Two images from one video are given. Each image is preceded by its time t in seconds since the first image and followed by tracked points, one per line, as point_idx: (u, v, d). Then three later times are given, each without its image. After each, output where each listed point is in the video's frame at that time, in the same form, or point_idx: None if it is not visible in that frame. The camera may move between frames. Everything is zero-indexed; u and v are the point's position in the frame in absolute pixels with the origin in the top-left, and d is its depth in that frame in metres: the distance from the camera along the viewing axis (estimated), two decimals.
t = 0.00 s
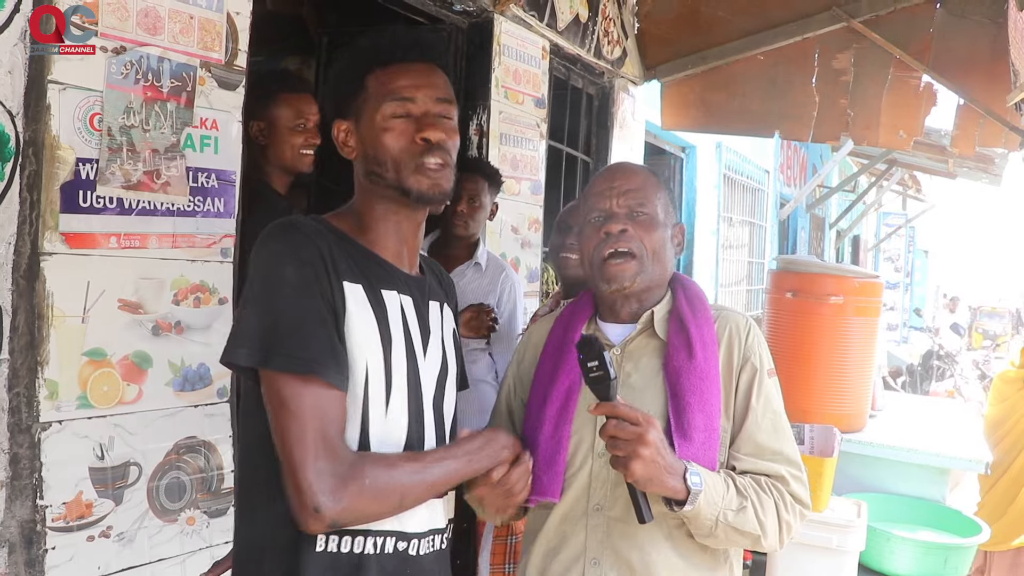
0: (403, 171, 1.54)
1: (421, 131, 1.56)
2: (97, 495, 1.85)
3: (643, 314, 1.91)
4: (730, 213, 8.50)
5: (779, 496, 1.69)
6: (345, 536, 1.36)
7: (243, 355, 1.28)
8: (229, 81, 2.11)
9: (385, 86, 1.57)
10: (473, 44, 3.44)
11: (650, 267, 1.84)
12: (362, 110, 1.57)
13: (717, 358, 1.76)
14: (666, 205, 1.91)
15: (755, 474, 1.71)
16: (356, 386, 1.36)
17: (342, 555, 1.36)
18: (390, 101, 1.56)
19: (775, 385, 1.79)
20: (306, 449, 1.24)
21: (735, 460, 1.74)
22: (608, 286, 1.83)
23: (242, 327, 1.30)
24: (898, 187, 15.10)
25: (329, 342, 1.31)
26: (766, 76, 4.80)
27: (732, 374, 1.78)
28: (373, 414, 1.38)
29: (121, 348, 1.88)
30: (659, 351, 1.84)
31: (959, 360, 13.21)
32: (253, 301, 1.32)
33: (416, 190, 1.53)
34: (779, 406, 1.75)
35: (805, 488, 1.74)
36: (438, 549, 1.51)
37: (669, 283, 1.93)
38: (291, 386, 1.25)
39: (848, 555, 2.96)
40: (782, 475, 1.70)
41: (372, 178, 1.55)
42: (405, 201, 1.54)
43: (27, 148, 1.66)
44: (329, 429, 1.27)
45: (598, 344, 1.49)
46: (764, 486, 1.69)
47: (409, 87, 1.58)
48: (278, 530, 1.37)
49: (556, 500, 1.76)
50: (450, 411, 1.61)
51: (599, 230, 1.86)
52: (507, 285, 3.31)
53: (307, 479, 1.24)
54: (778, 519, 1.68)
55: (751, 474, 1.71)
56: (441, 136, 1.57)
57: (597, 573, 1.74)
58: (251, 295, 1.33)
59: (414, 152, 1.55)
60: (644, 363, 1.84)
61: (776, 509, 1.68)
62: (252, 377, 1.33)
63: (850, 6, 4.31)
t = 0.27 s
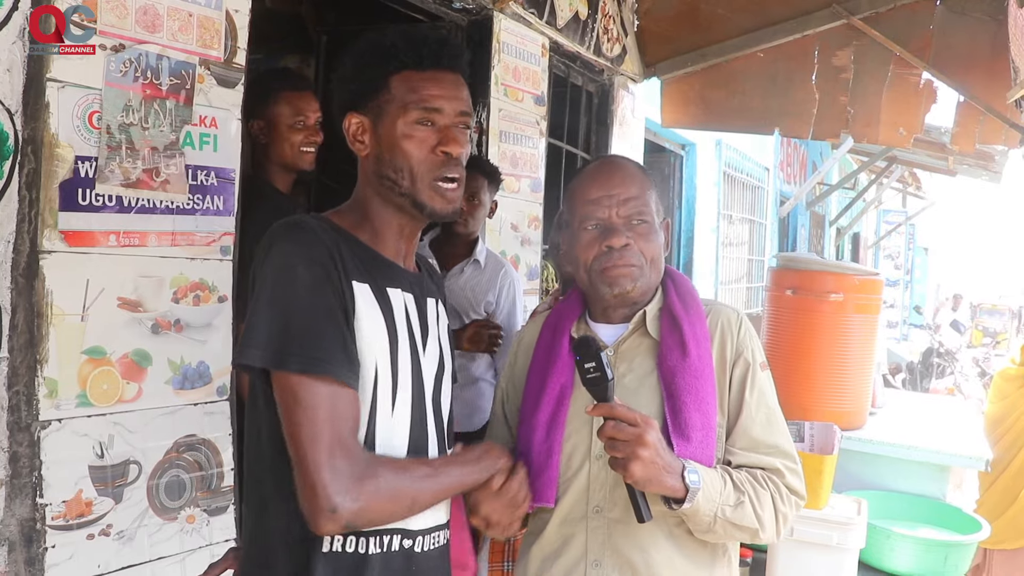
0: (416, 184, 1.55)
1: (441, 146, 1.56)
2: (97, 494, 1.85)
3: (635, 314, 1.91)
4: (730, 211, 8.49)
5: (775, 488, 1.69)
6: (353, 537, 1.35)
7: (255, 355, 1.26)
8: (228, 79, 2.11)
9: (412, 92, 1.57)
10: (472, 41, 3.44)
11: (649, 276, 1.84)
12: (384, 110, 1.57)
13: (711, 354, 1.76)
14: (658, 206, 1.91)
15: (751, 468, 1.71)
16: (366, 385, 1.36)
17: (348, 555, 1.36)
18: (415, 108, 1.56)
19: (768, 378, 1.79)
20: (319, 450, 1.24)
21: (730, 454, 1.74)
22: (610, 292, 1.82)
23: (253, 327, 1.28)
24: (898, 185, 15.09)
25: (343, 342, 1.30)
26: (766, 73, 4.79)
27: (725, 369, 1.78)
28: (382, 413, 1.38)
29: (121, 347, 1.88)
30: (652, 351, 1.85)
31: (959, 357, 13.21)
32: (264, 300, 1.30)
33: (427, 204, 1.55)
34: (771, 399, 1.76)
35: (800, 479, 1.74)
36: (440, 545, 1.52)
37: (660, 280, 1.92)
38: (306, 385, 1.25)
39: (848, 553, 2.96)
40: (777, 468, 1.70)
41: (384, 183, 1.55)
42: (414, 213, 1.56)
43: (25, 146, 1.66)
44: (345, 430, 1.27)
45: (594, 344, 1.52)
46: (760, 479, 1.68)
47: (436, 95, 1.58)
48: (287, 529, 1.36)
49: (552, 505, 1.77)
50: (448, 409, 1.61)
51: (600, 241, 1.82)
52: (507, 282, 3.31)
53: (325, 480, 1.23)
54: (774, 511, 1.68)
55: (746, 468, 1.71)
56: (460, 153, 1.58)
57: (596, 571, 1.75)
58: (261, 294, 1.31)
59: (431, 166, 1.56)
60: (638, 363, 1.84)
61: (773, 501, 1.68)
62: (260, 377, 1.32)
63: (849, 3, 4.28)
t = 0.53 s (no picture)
0: (414, 174, 1.55)
1: (437, 136, 1.57)
2: (98, 495, 1.85)
3: (630, 317, 1.90)
4: (730, 212, 8.49)
5: (773, 485, 1.69)
6: (352, 535, 1.36)
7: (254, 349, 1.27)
8: (229, 80, 2.11)
9: (408, 89, 1.60)
10: (473, 43, 3.44)
11: (643, 276, 1.84)
12: (382, 110, 1.59)
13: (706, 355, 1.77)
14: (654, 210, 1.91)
15: (749, 466, 1.71)
16: (365, 385, 1.36)
17: (347, 553, 1.36)
18: (410, 103, 1.59)
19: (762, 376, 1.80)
20: (297, 450, 1.23)
21: (727, 453, 1.74)
22: (603, 294, 1.82)
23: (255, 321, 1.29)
24: (899, 186, 15.08)
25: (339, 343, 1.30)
26: (766, 75, 4.79)
27: (720, 369, 1.78)
28: (383, 412, 1.39)
29: (121, 348, 1.88)
30: (647, 353, 1.84)
31: (960, 359, 13.20)
32: (267, 295, 1.31)
33: (426, 194, 1.55)
34: (766, 397, 1.77)
35: (797, 474, 1.75)
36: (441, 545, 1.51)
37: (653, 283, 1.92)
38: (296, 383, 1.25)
39: (849, 554, 2.95)
40: (775, 465, 1.71)
41: (384, 179, 1.56)
42: (415, 204, 1.55)
43: (26, 148, 1.66)
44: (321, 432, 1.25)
45: (592, 352, 1.52)
46: (758, 477, 1.68)
47: (430, 90, 1.60)
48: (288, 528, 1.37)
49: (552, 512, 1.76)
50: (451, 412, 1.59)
51: (596, 243, 1.82)
52: (507, 284, 3.32)
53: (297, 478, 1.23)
54: (774, 508, 1.69)
55: (744, 467, 1.71)
56: (457, 142, 1.58)
57: None
58: (265, 289, 1.32)
59: (428, 156, 1.56)
60: (633, 365, 1.84)
61: (772, 499, 1.68)
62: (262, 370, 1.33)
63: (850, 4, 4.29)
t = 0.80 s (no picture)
0: (414, 172, 1.55)
1: (442, 138, 1.56)
2: (100, 494, 1.85)
3: (630, 315, 1.90)
4: (732, 211, 8.48)
5: (776, 482, 1.70)
6: (341, 529, 1.34)
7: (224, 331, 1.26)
8: (231, 79, 2.11)
9: (419, 88, 1.60)
10: (474, 42, 3.44)
11: (643, 275, 1.83)
12: (392, 107, 1.60)
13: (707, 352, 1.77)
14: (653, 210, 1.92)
15: (751, 463, 1.72)
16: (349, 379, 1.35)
17: (339, 548, 1.34)
18: (419, 102, 1.59)
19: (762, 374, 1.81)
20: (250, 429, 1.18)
21: (728, 451, 1.74)
22: (604, 293, 1.82)
23: (229, 305, 1.28)
24: (902, 185, 15.04)
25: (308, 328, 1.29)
26: (769, 73, 4.79)
27: (721, 366, 1.79)
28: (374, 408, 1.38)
29: (123, 347, 1.88)
30: (648, 350, 1.84)
31: (962, 357, 13.18)
32: (243, 279, 1.30)
33: (424, 193, 1.54)
34: (767, 394, 1.78)
35: (797, 472, 1.76)
36: (440, 544, 1.50)
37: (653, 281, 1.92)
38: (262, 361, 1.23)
39: (852, 553, 2.95)
40: (777, 462, 1.71)
41: (386, 174, 1.56)
42: (414, 203, 1.55)
43: (28, 147, 1.66)
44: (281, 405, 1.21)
45: (600, 347, 1.57)
46: (761, 473, 1.69)
47: (440, 91, 1.60)
48: (281, 519, 1.36)
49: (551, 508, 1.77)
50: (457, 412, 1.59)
51: (597, 241, 1.82)
52: (510, 282, 3.31)
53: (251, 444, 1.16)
54: (776, 504, 1.70)
55: (747, 464, 1.71)
56: (462, 145, 1.58)
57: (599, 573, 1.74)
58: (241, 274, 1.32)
59: (431, 155, 1.56)
60: (634, 362, 1.84)
61: (774, 495, 1.69)
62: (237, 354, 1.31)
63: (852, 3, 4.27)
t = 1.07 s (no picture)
0: (406, 179, 1.55)
1: (435, 144, 1.56)
2: (99, 496, 1.85)
3: (630, 314, 1.91)
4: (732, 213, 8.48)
5: (774, 485, 1.69)
6: (328, 530, 1.33)
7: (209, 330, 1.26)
8: (230, 81, 2.11)
9: (414, 92, 1.60)
10: (474, 44, 3.44)
11: (634, 275, 1.83)
12: (388, 111, 1.60)
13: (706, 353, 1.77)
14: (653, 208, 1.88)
15: (751, 466, 1.71)
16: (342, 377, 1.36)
17: (327, 549, 1.33)
18: (413, 106, 1.58)
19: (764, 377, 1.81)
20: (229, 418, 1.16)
21: (728, 452, 1.74)
22: (592, 289, 1.83)
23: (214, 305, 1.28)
24: (901, 186, 15.06)
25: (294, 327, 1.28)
26: (768, 75, 4.79)
27: (722, 367, 1.79)
28: (365, 407, 1.39)
29: (122, 349, 1.88)
30: (647, 349, 1.85)
31: (961, 358, 13.18)
32: (227, 282, 1.30)
33: (415, 200, 1.53)
34: (768, 396, 1.77)
35: (798, 476, 1.75)
36: (438, 546, 1.50)
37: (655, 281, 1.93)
38: (246, 358, 1.22)
39: (851, 555, 2.95)
40: (777, 465, 1.71)
41: (379, 178, 1.56)
42: (405, 207, 1.54)
43: (28, 148, 1.66)
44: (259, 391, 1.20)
45: (594, 343, 1.58)
46: (759, 476, 1.69)
47: (435, 96, 1.60)
48: (274, 519, 1.36)
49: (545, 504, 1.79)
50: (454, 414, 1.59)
51: (585, 238, 1.83)
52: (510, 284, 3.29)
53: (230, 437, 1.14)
54: (774, 509, 1.69)
55: (746, 466, 1.71)
56: (455, 152, 1.56)
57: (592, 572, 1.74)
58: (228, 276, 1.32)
59: (422, 161, 1.55)
60: (634, 361, 1.85)
61: (772, 499, 1.69)
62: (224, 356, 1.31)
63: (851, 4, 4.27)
